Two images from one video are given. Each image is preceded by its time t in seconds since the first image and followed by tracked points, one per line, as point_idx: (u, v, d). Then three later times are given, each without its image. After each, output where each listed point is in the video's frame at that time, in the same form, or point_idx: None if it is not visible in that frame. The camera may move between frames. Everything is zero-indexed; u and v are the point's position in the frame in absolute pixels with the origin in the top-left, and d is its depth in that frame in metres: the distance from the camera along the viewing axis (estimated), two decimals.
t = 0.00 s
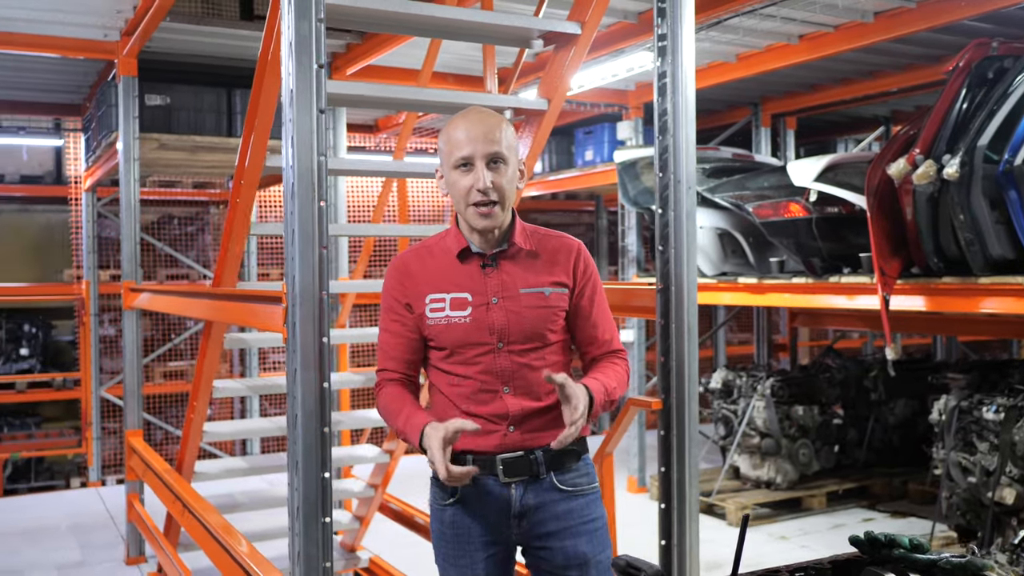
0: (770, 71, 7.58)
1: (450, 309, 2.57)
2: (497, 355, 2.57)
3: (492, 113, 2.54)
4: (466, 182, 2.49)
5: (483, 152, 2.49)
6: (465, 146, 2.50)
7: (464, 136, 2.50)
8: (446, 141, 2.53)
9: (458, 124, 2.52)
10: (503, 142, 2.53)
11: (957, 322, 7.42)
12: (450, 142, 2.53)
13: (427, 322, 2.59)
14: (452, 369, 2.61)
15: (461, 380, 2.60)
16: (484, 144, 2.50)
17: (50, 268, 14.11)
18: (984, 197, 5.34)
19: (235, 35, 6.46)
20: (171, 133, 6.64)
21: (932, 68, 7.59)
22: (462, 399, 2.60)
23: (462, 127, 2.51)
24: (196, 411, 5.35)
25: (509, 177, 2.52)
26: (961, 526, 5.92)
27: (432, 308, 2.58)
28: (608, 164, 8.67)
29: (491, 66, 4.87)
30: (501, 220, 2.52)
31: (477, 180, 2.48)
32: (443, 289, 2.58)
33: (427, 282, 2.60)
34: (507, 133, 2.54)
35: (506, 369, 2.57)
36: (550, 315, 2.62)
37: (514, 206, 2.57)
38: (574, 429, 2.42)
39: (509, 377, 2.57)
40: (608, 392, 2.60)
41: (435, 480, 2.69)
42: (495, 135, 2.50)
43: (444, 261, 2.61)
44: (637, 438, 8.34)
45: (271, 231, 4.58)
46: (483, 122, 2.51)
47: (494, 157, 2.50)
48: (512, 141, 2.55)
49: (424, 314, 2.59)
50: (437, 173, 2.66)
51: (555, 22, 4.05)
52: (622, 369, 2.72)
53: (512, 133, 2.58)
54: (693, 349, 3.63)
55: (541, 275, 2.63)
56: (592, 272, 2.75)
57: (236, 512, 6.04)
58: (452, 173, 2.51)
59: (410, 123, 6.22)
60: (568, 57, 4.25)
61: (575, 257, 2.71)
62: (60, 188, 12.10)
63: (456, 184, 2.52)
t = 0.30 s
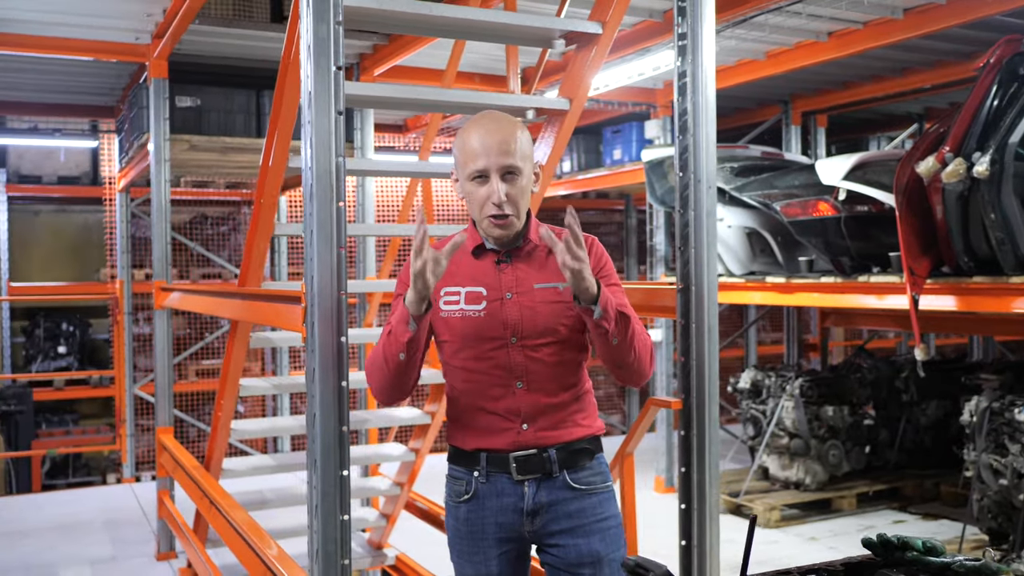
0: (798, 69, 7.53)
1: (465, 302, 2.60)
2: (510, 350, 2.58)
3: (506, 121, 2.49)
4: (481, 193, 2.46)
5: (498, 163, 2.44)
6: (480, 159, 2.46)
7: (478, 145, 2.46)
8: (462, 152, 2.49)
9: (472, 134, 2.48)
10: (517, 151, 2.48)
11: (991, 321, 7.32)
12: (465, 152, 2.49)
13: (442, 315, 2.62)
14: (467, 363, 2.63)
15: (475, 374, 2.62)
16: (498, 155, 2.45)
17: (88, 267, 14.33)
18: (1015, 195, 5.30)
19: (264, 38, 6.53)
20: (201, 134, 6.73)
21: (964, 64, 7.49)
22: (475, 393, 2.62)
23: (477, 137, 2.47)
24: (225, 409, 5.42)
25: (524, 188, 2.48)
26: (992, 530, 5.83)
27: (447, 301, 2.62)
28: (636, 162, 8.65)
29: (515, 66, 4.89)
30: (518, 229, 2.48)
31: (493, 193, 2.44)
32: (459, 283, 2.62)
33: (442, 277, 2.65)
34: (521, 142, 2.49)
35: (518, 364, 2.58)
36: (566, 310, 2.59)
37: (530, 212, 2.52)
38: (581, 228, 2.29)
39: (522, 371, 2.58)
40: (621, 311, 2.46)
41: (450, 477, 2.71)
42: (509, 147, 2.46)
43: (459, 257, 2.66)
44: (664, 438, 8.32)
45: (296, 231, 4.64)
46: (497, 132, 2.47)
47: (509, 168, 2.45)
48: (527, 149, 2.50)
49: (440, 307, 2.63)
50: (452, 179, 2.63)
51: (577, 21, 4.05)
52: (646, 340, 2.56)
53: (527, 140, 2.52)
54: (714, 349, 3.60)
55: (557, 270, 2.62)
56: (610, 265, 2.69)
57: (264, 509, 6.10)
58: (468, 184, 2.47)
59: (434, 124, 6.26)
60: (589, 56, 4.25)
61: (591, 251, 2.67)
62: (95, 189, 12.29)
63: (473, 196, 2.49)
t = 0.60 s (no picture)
0: (824, 67, 7.47)
1: (477, 304, 2.61)
2: (521, 350, 2.59)
3: (516, 121, 2.50)
4: (493, 194, 2.47)
5: (508, 164, 2.45)
6: (490, 159, 2.47)
7: (488, 145, 2.47)
8: (473, 152, 2.50)
9: (483, 134, 2.49)
10: (527, 151, 2.49)
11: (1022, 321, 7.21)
12: (476, 153, 2.50)
13: (454, 316, 2.64)
14: (479, 364, 2.64)
15: (486, 374, 2.63)
16: (509, 156, 2.46)
17: (118, 267, 14.51)
18: None
19: (287, 39, 6.59)
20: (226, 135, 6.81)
21: (993, 60, 7.40)
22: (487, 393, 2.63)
23: (487, 138, 2.48)
24: (248, 407, 5.47)
25: (535, 188, 2.49)
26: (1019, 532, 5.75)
27: (459, 303, 2.63)
28: (660, 161, 8.63)
29: (535, 66, 4.90)
30: (528, 229, 2.50)
31: (503, 193, 2.46)
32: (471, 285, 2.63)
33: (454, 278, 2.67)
34: (531, 142, 2.49)
35: (530, 364, 2.59)
36: (577, 310, 2.60)
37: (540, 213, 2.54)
38: (578, 221, 2.31)
39: (534, 371, 2.59)
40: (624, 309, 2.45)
41: (463, 475, 2.73)
42: (519, 146, 2.47)
43: (471, 259, 2.68)
44: (688, 437, 8.29)
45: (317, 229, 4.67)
46: (507, 133, 2.47)
47: (519, 169, 2.46)
48: (537, 149, 2.51)
49: (451, 308, 2.64)
50: (464, 180, 2.64)
51: (595, 21, 4.05)
52: (653, 339, 2.58)
53: (538, 140, 2.53)
54: (731, 348, 3.60)
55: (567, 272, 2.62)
56: (621, 265, 2.69)
57: (288, 506, 6.15)
58: (479, 184, 2.49)
59: (455, 124, 6.28)
60: (607, 55, 4.26)
61: (602, 251, 2.67)
62: (126, 189, 12.45)
63: (483, 195, 2.50)
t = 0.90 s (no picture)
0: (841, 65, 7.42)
1: (482, 304, 2.63)
2: (526, 350, 2.59)
3: (520, 119, 2.51)
4: (496, 192, 2.48)
5: (512, 162, 2.46)
6: (494, 156, 2.48)
7: (492, 143, 2.48)
8: (477, 150, 2.51)
9: (487, 132, 2.49)
10: (531, 148, 2.49)
11: None
12: (480, 151, 2.51)
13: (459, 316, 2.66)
14: (484, 364, 2.65)
15: (492, 374, 2.64)
16: (513, 153, 2.47)
17: (140, 265, 14.62)
18: None
19: (303, 39, 6.62)
20: (243, 135, 6.85)
21: (1012, 58, 7.33)
22: (492, 392, 2.64)
23: (492, 136, 2.49)
24: (261, 405, 5.50)
25: (538, 185, 2.50)
26: None
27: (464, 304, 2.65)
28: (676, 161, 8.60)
29: (547, 65, 4.90)
30: (531, 226, 2.52)
31: (507, 191, 2.47)
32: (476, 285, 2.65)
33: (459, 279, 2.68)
34: (535, 139, 2.50)
35: (535, 363, 2.60)
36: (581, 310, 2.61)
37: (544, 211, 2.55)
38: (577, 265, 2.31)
39: (539, 370, 2.60)
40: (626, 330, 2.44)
41: (469, 473, 2.74)
42: (523, 144, 2.47)
43: (476, 259, 2.69)
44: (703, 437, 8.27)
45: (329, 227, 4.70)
46: (512, 131, 2.48)
47: (523, 166, 2.47)
48: (541, 146, 2.52)
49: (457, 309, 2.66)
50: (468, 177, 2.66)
51: (605, 19, 4.05)
52: (655, 345, 2.57)
53: (542, 137, 2.54)
54: (741, 348, 3.58)
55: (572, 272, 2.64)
56: (625, 265, 2.70)
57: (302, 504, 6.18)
58: (482, 182, 2.50)
59: (469, 123, 6.29)
60: (618, 54, 4.26)
61: (606, 250, 2.68)
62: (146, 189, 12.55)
63: (487, 192, 2.51)
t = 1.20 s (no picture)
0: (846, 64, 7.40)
1: (478, 303, 2.63)
2: (522, 349, 2.59)
3: (515, 117, 2.50)
4: (491, 192, 2.49)
5: (507, 161, 2.46)
6: (489, 156, 2.48)
7: (487, 142, 2.48)
8: (472, 149, 2.51)
9: (482, 133, 2.50)
10: (526, 147, 2.49)
11: None
12: (475, 151, 2.51)
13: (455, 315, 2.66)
14: (480, 363, 2.65)
15: (488, 373, 2.64)
16: (507, 153, 2.47)
17: (149, 265, 14.66)
18: None
19: (308, 39, 6.64)
20: (248, 135, 6.87)
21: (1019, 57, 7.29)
22: (489, 391, 2.64)
23: (487, 136, 2.49)
24: (265, 405, 5.52)
25: (533, 185, 2.50)
26: None
27: (460, 303, 2.66)
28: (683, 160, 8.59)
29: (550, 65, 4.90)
30: (527, 226, 2.52)
31: (502, 190, 2.47)
32: (472, 285, 2.65)
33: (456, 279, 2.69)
34: (530, 139, 2.50)
35: (530, 362, 2.60)
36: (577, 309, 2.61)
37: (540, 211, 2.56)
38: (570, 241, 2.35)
39: (534, 369, 2.60)
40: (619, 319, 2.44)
41: (466, 471, 2.74)
42: (518, 142, 2.47)
43: (472, 258, 2.70)
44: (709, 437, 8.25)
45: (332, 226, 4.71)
46: (506, 130, 2.48)
47: (518, 166, 2.47)
48: (536, 145, 2.52)
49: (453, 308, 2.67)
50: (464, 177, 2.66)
51: (606, 18, 4.04)
52: (650, 343, 2.57)
53: (537, 137, 2.54)
54: (741, 348, 3.57)
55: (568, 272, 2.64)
56: (622, 263, 2.70)
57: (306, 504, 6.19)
58: (477, 181, 2.50)
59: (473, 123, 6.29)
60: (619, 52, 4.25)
61: (604, 248, 2.67)
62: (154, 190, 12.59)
63: (482, 192, 2.52)
